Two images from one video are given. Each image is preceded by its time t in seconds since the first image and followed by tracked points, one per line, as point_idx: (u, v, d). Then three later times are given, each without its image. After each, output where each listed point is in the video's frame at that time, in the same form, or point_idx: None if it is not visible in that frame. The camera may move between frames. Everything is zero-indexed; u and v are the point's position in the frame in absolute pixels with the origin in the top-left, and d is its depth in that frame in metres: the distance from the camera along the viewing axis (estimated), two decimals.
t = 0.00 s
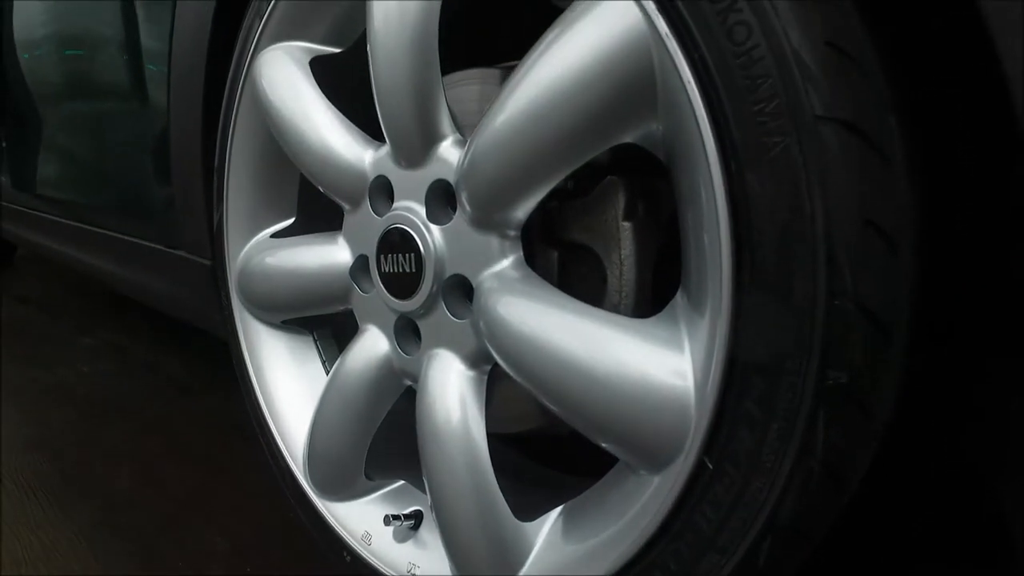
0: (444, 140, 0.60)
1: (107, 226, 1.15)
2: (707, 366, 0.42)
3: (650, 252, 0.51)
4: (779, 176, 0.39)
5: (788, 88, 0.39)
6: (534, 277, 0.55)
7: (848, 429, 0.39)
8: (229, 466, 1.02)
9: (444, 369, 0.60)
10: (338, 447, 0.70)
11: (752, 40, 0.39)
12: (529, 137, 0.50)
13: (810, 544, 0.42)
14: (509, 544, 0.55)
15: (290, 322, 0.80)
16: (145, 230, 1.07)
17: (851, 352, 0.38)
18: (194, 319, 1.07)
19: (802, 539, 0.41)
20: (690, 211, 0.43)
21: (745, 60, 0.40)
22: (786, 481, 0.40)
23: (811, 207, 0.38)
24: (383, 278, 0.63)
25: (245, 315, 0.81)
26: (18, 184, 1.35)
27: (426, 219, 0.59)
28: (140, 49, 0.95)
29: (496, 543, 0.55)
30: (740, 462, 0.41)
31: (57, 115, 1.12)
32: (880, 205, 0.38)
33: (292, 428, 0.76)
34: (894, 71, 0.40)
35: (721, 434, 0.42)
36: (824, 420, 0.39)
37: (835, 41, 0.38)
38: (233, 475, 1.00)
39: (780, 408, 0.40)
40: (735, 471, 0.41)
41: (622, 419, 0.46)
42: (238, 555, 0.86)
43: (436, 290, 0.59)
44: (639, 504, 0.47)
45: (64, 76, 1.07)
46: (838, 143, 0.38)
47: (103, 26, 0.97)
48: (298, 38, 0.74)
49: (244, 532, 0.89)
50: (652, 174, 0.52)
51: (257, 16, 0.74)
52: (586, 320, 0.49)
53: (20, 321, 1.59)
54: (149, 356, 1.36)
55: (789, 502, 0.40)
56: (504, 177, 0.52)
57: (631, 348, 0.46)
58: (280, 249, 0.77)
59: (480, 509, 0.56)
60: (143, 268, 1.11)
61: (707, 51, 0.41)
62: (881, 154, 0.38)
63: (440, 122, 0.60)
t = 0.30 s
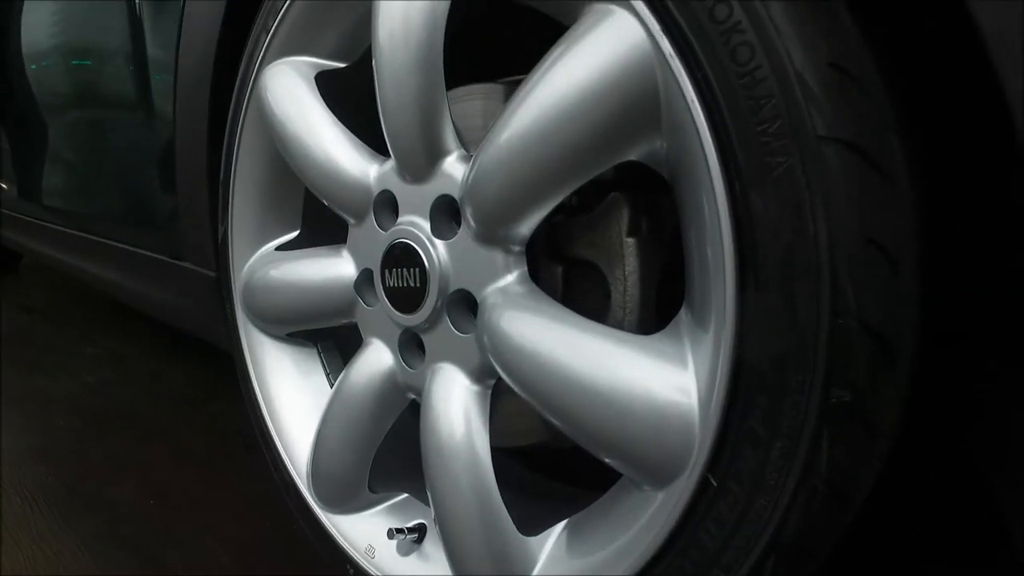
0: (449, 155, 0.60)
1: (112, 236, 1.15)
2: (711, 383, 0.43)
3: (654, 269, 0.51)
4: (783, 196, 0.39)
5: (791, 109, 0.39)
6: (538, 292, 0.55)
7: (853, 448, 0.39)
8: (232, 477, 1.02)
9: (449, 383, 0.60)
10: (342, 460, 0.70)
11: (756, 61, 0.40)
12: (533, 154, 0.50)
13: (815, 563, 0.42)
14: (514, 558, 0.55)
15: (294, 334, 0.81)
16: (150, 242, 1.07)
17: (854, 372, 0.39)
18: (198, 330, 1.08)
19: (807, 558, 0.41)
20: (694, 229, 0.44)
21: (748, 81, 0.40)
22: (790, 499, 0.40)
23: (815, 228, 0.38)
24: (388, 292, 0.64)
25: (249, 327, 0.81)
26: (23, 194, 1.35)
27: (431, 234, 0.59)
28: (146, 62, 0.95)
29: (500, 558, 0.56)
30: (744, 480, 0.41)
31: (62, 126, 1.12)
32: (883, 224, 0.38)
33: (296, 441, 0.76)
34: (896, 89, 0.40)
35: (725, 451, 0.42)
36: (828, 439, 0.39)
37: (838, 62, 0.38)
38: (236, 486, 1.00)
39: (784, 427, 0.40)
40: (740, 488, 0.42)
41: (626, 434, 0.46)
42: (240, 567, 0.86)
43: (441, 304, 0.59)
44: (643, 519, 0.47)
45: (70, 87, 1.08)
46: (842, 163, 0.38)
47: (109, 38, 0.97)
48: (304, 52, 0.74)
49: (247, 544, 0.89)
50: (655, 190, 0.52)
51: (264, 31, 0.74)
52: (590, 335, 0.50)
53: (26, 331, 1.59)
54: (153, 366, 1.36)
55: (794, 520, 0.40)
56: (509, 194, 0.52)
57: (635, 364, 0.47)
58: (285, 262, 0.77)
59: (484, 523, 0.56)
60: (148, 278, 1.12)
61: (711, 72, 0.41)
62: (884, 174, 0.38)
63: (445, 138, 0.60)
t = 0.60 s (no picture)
0: (453, 172, 0.61)
1: (116, 247, 1.15)
2: (715, 403, 0.43)
3: (657, 287, 0.52)
4: (786, 218, 0.39)
5: (794, 131, 0.39)
6: (542, 309, 0.55)
7: (854, 467, 0.40)
8: (234, 489, 1.02)
9: (452, 399, 0.60)
10: (345, 474, 0.70)
11: (758, 83, 0.40)
12: (537, 173, 0.50)
13: None
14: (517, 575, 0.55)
15: (299, 348, 0.81)
16: (154, 253, 1.08)
17: (857, 393, 0.39)
18: (202, 341, 1.08)
19: None
20: (698, 249, 0.44)
21: (751, 103, 0.40)
22: (794, 518, 0.40)
23: (817, 249, 0.39)
24: (392, 308, 0.64)
25: (254, 341, 0.82)
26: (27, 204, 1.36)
27: (435, 250, 0.60)
28: (152, 75, 0.96)
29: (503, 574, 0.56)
30: (747, 499, 0.42)
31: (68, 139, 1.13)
32: (883, 246, 0.39)
33: (299, 454, 0.76)
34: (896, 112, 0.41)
35: (728, 471, 0.42)
36: (830, 460, 0.39)
37: (840, 85, 0.39)
38: (238, 497, 1.00)
39: (787, 447, 0.40)
40: (743, 507, 0.42)
41: (628, 453, 0.46)
42: None
43: (445, 320, 0.59)
44: (646, 537, 0.47)
45: (76, 100, 1.08)
46: (844, 185, 0.39)
47: (116, 51, 0.98)
48: (310, 68, 0.75)
49: (249, 556, 0.89)
50: (659, 209, 0.52)
51: (270, 47, 0.75)
52: (593, 354, 0.50)
53: (29, 341, 1.59)
54: (157, 377, 1.36)
55: (797, 540, 0.41)
56: (512, 212, 0.53)
57: (638, 382, 0.47)
58: (290, 275, 0.78)
59: (488, 540, 0.56)
60: (153, 290, 1.12)
61: (715, 93, 0.41)
62: (887, 198, 0.39)
63: (449, 155, 0.61)
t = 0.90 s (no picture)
0: (458, 189, 0.61)
1: (120, 258, 1.16)
2: (719, 422, 0.43)
3: (661, 302, 0.52)
4: (790, 239, 0.40)
5: (798, 153, 0.40)
6: (546, 326, 0.56)
7: (859, 486, 0.40)
8: (236, 500, 1.02)
9: (456, 414, 0.60)
10: (349, 488, 0.70)
11: (762, 105, 0.41)
12: (541, 191, 0.51)
13: None
14: None
15: (303, 362, 0.81)
16: (158, 264, 1.08)
17: (861, 412, 0.39)
18: (205, 352, 1.08)
19: None
20: (702, 269, 0.44)
21: (756, 125, 0.41)
22: (799, 537, 0.41)
23: (821, 270, 0.39)
24: (397, 323, 0.64)
25: (259, 354, 0.82)
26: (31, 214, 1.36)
27: (440, 266, 0.60)
28: (159, 88, 0.96)
29: None
30: (751, 517, 0.42)
31: (72, 151, 1.13)
32: (887, 266, 0.40)
33: (303, 468, 0.76)
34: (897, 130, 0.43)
35: (732, 490, 0.42)
36: (835, 478, 0.40)
37: (843, 107, 0.40)
38: (240, 509, 1.00)
39: (791, 465, 0.40)
40: (747, 526, 0.42)
41: (632, 470, 0.46)
42: None
43: (449, 336, 0.59)
44: (650, 555, 0.47)
45: (81, 113, 1.08)
46: (847, 205, 0.40)
47: (123, 64, 0.99)
48: (316, 84, 0.75)
49: (251, 568, 0.89)
50: (664, 226, 0.52)
51: (276, 62, 0.75)
52: (598, 372, 0.50)
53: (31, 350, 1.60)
54: (159, 388, 1.36)
55: (802, 558, 0.41)
56: (516, 230, 0.53)
57: (641, 400, 0.47)
58: (295, 289, 0.78)
59: (491, 556, 0.56)
60: (156, 301, 1.12)
61: (718, 114, 0.42)
62: (888, 217, 0.40)
63: (454, 172, 0.61)
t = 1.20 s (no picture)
0: (462, 208, 0.61)
1: (125, 270, 1.16)
2: (723, 443, 0.43)
3: (664, 321, 0.53)
4: (793, 264, 0.40)
5: (799, 178, 0.40)
6: (551, 345, 0.56)
7: (862, 510, 0.41)
8: (240, 513, 1.03)
9: (460, 431, 0.60)
10: (352, 504, 0.70)
11: (765, 131, 0.41)
12: (545, 212, 0.51)
13: None
14: None
15: (307, 377, 0.81)
16: (162, 277, 1.08)
17: (865, 437, 0.40)
18: (209, 365, 1.09)
19: None
20: (705, 292, 0.44)
21: (758, 150, 0.41)
22: (802, 559, 0.41)
23: (824, 295, 0.39)
24: (402, 340, 0.65)
25: (263, 368, 0.82)
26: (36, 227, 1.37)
27: (444, 283, 0.60)
28: (165, 103, 0.97)
29: None
30: (756, 539, 0.42)
31: (78, 163, 1.14)
32: (889, 290, 0.40)
33: (307, 483, 0.77)
34: (896, 149, 0.43)
35: (736, 511, 0.43)
36: (839, 503, 0.40)
37: (845, 133, 0.41)
38: (244, 522, 1.01)
39: (795, 488, 0.41)
40: (751, 547, 0.43)
41: (636, 490, 0.46)
42: None
43: (454, 353, 0.60)
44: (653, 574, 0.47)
45: (87, 126, 1.09)
46: (850, 230, 0.40)
47: (129, 79, 0.99)
48: (321, 101, 0.76)
49: None
50: (666, 245, 0.53)
51: (282, 80, 0.76)
52: (602, 391, 0.50)
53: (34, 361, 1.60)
54: (162, 400, 1.37)
55: None
56: (520, 249, 0.53)
57: (645, 420, 0.47)
58: (299, 305, 0.78)
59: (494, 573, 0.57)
60: (161, 314, 1.13)
61: (721, 139, 0.42)
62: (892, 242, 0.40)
63: (459, 191, 0.61)
